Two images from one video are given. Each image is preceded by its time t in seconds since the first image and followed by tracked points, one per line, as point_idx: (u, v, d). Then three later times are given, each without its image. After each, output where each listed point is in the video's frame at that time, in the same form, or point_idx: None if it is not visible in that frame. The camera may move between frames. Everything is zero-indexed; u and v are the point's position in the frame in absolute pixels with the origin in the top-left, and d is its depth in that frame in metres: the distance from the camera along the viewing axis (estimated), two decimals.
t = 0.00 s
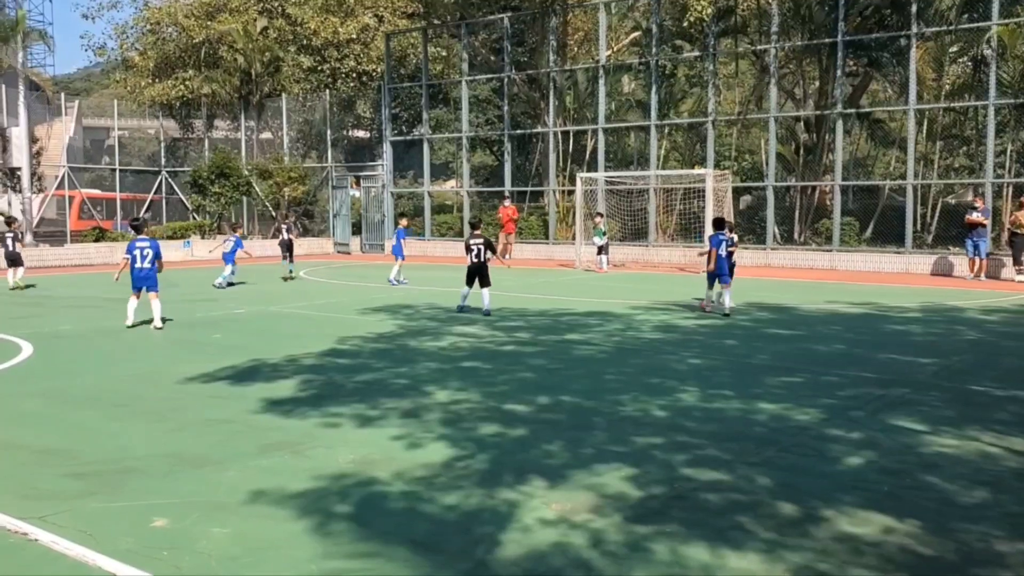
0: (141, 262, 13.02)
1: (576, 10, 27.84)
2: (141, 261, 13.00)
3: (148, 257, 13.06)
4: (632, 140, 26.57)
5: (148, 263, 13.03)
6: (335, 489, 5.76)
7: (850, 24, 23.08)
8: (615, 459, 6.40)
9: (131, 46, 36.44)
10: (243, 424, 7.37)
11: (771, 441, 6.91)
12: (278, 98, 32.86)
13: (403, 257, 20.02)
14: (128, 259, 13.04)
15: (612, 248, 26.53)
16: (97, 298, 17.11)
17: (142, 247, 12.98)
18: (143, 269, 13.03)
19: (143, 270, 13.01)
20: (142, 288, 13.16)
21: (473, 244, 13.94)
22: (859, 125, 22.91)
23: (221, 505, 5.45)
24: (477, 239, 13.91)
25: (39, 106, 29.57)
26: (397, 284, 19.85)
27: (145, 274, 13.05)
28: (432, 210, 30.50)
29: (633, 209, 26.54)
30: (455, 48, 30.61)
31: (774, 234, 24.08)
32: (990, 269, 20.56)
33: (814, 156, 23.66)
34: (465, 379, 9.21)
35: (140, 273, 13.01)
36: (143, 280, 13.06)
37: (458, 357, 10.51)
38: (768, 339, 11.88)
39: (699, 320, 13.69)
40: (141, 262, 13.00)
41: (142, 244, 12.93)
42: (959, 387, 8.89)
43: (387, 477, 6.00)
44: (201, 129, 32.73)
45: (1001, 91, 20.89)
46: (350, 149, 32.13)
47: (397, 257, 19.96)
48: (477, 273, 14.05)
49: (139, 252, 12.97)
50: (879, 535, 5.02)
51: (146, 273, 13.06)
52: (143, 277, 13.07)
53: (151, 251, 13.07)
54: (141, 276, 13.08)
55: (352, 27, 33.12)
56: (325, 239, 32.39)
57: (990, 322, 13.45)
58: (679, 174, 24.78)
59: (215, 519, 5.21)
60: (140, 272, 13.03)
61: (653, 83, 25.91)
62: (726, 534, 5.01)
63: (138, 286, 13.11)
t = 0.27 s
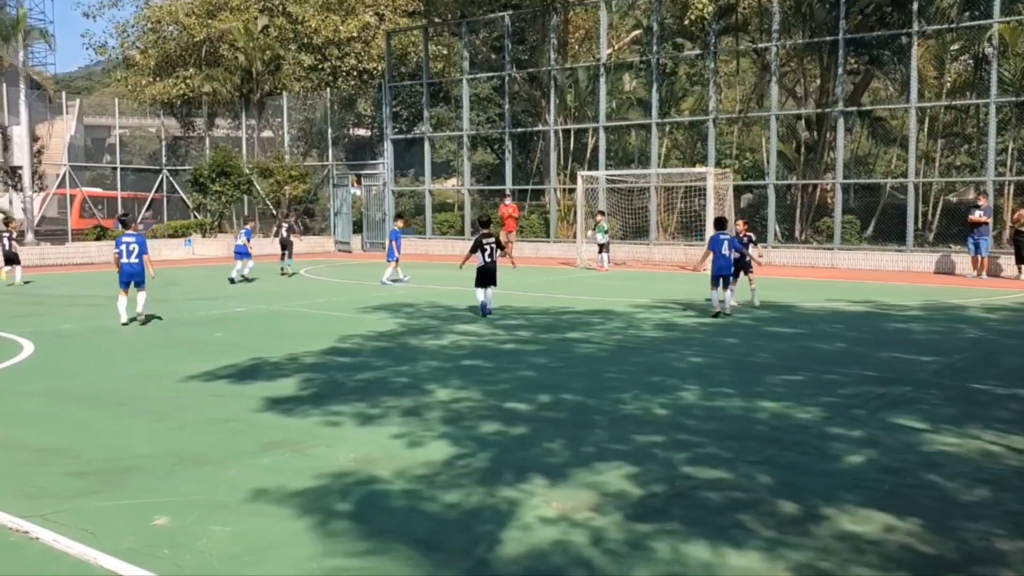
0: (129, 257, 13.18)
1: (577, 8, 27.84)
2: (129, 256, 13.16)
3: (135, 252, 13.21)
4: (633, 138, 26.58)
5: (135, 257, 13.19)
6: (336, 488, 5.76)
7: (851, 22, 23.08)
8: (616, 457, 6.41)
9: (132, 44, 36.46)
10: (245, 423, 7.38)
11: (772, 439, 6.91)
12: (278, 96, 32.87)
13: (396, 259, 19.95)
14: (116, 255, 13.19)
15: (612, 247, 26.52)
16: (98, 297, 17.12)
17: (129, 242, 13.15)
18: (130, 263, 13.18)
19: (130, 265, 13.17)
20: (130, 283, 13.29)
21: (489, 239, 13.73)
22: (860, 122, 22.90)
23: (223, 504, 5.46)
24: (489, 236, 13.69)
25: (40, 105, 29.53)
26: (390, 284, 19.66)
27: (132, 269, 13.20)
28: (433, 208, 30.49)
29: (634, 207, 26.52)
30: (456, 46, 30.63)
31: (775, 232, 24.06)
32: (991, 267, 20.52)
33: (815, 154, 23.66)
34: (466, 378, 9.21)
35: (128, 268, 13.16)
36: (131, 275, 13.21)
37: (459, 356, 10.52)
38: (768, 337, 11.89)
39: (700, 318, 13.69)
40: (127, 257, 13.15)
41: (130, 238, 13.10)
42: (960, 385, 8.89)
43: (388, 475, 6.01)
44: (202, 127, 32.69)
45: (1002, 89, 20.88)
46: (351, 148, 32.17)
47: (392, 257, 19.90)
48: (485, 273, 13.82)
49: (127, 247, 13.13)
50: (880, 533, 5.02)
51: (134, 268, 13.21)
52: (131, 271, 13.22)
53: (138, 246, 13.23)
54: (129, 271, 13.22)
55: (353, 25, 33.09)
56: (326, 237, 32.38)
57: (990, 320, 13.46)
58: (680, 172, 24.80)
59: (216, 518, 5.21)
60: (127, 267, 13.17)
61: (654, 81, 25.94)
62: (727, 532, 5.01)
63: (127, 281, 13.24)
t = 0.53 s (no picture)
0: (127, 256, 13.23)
1: (579, 7, 27.82)
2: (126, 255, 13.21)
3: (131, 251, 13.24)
4: (635, 137, 26.57)
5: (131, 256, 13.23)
6: (338, 486, 5.77)
7: (853, 21, 23.07)
8: (617, 456, 6.41)
9: (135, 43, 36.52)
10: (247, 422, 7.39)
11: (773, 439, 6.91)
12: (281, 95, 32.89)
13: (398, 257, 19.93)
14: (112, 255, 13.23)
15: (614, 246, 26.52)
16: (100, 296, 17.15)
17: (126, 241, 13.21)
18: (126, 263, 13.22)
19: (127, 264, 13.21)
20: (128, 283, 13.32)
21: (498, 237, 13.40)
22: (863, 121, 22.89)
23: (225, 503, 5.47)
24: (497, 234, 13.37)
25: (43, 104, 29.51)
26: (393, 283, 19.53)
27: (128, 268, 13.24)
28: (435, 207, 30.51)
29: (636, 206, 26.50)
30: (459, 45, 30.65)
31: (777, 231, 24.04)
32: (994, 266, 20.50)
33: (817, 153, 23.63)
34: (468, 377, 9.23)
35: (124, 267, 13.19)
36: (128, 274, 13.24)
37: (461, 355, 10.53)
38: (770, 336, 11.89)
39: (702, 317, 13.69)
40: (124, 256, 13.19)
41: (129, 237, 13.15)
42: (962, 384, 8.89)
43: (390, 474, 6.02)
44: (204, 127, 32.96)
45: (1005, 87, 20.89)
46: (352, 147, 32.34)
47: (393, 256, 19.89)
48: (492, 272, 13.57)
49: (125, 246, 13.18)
50: (882, 532, 5.03)
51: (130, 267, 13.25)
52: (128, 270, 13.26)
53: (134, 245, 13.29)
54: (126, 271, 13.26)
55: (355, 24, 33.07)
56: (329, 236, 32.39)
57: (993, 319, 13.45)
58: (682, 171, 24.83)
59: (218, 516, 5.23)
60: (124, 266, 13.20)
61: (656, 80, 25.95)
62: (728, 530, 5.02)
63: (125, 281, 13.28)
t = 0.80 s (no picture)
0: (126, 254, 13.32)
1: (580, 6, 27.81)
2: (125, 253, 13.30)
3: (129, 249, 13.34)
4: (636, 137, 26.55)
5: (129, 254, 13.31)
6: (338, 485, 5.77)
7: (854, 20, 23.05)
8: (618, 455, 6.41)
9: (135, 43, 36.54)
10: (246, 421, 7.39)
11: (773, 438, 6.91)
12: (281, 94, 32.89)
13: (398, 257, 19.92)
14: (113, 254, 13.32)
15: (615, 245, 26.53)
16: (101, 295, 17.16)
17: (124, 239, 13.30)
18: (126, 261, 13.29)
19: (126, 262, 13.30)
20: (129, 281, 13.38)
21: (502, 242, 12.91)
22: (864, 121, 22.88)
23: (225, 502, 5.48)
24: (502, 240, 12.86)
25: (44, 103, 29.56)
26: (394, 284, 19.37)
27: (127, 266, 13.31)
28: (436, 207, 30.50)
29: (637, 205, 26.49)
30: (459, 45, 30.66)
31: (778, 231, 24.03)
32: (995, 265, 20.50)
33: (818, 152, 23.61)
34: (468, 376, 9.23)
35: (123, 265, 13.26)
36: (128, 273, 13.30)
37: (461, 354, 10.53)
38: (771, 336, 11.88)
39: (703, 317, 13.69)
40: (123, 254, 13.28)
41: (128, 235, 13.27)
42: (963, 383, 8.89)
43: (390, 474, 6.02)
44: (206, 126, 32.93)
45: (1006, 87, 20.90)
46: (354, 146, 32.24)
47: (393, 256, 19.90)
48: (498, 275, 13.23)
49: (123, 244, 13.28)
50: (882, 531, 5.03)
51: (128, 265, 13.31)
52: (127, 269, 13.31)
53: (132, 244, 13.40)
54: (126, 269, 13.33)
55: (356, 24, 33.04)
56: (329, 236, 32.41)
57: (993, 319, 13.45)
58: (683, 171, 24.82)
59: (218, 515, 5.23)
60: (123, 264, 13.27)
61: (657, 79, 25.95)
62: (728, 530, 5.02)
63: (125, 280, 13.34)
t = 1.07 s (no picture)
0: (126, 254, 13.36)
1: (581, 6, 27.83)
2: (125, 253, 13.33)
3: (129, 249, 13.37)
4: (636, 136, 26.55)
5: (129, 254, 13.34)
6: (339, 485, 5.78)
7: (855, 19, 23.03)
8: (618, 455, 6.41)
9: (136, 42, 36.58)
10: (247, 421, 7.39)
11: (774, 437, 6.91)
12: (282, 94, 32.91)
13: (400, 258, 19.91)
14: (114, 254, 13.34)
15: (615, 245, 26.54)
16: (101, 294, 17.16)
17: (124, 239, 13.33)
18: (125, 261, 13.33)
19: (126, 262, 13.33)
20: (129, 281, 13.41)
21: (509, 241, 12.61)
22: (864, 120, 22.87)
23: (225, 501, 5.48)
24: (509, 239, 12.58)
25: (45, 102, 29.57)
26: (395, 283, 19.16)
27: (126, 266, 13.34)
28: (436, 206, 30.51)
29: (637, 205, 26.48)
30: (460, 44, 30.67)
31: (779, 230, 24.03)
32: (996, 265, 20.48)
33: (819, 152, 23.61)
34: (469, 376, 9.22)
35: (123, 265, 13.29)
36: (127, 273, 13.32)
37: (461, 353, 10.53)
38: (771, 335, 11.88)
39: (703, 317, 13.69)
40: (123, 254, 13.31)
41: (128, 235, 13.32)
42: (963, 383, 8.89)
43: (390, 473, 6.02)
44: (206, 125, 33.03)
45: (1007, 87, 20.89)
46: (355, 145, 32.18)
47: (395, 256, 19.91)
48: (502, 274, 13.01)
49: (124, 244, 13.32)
50: (882, 531, 5.03)
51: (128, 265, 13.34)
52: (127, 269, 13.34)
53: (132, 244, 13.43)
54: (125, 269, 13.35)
55: (356, 23, 33.00)
56: (330, 235, 32.42)
57: (994, 318, 13.44)
58: (683, 170, 24.82)
59: (218, 515, 5.23)
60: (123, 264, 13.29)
61: (658, 79, 25.95)
62: (728, 530, 5.02)
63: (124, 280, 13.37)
